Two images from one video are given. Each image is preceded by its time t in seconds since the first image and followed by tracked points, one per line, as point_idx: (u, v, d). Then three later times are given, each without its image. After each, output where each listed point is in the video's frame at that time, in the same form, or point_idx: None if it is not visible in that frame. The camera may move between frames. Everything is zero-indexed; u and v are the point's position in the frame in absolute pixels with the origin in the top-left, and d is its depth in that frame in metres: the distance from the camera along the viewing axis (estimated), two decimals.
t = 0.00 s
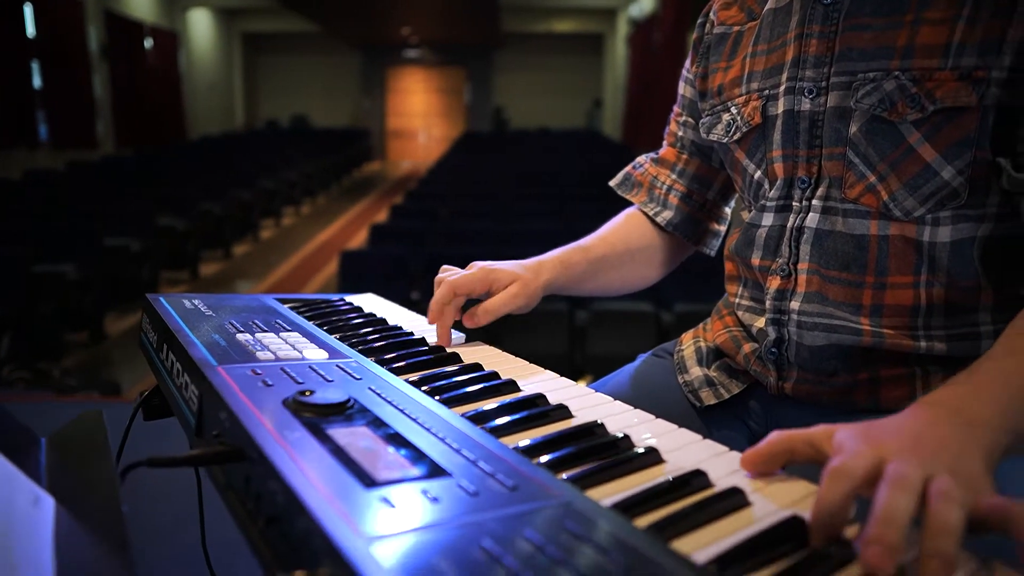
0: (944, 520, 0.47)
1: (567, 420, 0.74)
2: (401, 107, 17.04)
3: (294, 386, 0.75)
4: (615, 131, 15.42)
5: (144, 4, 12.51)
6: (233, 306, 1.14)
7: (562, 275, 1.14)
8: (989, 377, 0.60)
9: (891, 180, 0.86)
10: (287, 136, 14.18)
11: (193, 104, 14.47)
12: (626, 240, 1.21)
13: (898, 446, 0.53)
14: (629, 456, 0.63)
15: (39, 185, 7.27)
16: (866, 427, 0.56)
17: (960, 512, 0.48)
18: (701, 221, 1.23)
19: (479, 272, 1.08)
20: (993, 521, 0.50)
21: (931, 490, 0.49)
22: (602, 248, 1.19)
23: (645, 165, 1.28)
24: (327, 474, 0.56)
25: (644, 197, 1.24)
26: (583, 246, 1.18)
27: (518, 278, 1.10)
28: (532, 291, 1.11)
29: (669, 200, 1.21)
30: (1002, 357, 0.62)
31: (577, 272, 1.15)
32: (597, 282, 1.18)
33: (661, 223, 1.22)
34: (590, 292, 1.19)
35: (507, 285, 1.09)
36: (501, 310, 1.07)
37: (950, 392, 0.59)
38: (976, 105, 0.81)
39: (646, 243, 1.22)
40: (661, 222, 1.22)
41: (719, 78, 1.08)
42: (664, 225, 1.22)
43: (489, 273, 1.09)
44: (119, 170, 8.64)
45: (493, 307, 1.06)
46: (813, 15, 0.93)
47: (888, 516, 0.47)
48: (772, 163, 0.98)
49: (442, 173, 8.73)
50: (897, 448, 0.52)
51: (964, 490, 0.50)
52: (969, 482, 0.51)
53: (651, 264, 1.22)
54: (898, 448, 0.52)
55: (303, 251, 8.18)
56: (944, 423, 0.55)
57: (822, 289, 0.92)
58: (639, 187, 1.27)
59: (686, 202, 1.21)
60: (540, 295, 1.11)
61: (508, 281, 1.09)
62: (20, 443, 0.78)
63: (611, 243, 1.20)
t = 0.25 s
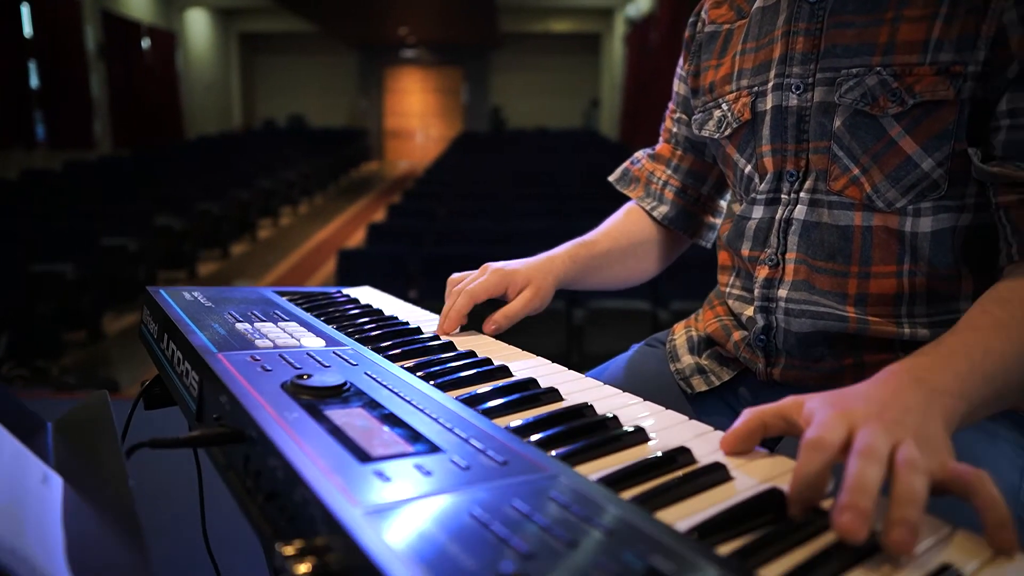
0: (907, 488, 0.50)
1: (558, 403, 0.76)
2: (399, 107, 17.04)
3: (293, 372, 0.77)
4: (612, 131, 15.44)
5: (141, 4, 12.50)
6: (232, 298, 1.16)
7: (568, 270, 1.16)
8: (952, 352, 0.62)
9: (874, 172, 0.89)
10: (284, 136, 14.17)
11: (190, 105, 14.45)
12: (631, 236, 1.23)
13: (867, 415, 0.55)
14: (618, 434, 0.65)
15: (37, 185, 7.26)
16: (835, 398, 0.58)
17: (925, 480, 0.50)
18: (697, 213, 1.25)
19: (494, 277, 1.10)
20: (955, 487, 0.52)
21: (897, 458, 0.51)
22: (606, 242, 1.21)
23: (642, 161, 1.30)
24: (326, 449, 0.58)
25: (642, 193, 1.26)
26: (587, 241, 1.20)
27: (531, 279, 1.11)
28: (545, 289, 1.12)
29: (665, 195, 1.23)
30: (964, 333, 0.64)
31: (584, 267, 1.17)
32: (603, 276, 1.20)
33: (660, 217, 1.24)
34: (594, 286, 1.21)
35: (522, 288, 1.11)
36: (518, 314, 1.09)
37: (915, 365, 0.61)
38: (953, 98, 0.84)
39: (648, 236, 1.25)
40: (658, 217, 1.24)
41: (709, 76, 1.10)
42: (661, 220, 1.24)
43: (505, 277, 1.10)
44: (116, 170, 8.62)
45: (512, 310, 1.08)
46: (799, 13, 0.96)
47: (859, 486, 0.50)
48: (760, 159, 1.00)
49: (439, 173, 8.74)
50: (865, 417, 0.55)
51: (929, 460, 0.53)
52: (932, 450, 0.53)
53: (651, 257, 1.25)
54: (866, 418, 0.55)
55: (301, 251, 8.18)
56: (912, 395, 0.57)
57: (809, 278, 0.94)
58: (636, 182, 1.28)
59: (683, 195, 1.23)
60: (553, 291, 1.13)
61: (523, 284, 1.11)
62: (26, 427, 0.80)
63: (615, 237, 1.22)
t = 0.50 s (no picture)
0: (889, 476, 0.51)
1: (554, 394, 0.78)
2: (397, 106, 17.04)
3: (298, 364, 0.79)
4: (609, 131, 15.45)
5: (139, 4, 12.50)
6: (235, 294, 1.18)
7: (561, 268, 1.19)
8: (939, 345, 0.64)
9: (863, 169, 0.91)
10: (282, 136, 14.17)
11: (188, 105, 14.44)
12: (625, 235, 1.26)
13: (854, 407, 0.57)
14: (613, 423, 0.67)
15: (35, 185, 7.26)
16: (825, 395, 0.60)
17: (907, 469, 0.52)
18: (691, 209, 1.27)
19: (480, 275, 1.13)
20: (937, 474, 0.54)
21: (883, 449, 0.53)
22: (600, 242, 1.24)
23: (637, 159, 1.32)
24: (330, 436, 0.60)
25: (638, 188, 1.28)
26: (581, 241, 1.23)
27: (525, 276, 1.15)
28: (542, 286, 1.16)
29: (661, 190, 1.26)
30: (951, 328, 0.66)
31: (578, 266, 1.20)
32: (598, 275, 1.23)
33: (655, 214, 1.26)
34: (586, 285, 1.23)
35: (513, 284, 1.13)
36: (515, 300, 1.11)
37: (903, 360, 0.63)
38: (938, 96, 0.86)
39: (643, 235, 1.27)
40: (654, 213, 1.26)
41: (704, 75, 1.12)
42: (655, 216, 1.26)
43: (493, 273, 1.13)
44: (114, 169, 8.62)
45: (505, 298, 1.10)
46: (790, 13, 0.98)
47: (845, 471, 0.52)
48: (753, 155, 1.02)
49: (437, 172, 8.75)
50: (852, 410, 0.57)
51: (911, 450, 0.55)
52: (915, 441, 0.56)
53: (644, 257, 1.27)
54: (853, 410, 0.57)
55: (299, 250, 8.18)
56: (899, 387, 0.59)
57: (800, 272, 0.96)
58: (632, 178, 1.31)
59: (679, 191, 1.25)
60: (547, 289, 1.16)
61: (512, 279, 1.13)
62: (38, 417, 0.81)
63: (608, 237, 1.25)
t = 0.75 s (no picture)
0: (892, 463, 0.51)
1: (555, 385, 0.79)
2: (394, 106, 17.03)
3: (302, 356, 0.80)
4: (607, 130, 15.47)
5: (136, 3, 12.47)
6: (238, 289, 1.18)
7: (556, 259, 1.19)
8: (943, 337, 0.65)
9: (862, 165, 0.92)
10: (280, 135, 14.16)
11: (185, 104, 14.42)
12: (619, 227, 1.26)
13: (858, 397, 0.57)
14: (614, 415, 0.68)
15: (31, 184, 7.24)
16: (834, 385, 0.61)
17: (914, 457, 0.52)
18: (686, 204, 1.28)
19: (480, 259, 1.12)
20: (944, 462, 0.54)
21: (885, 436, 0.54)
22: (595, 234, 1.24)
23: (633, 151, 1.33)
24: (337, 425, 0.60)
25: (633, 180, 1.29)
26: (576, 232, 1.23)
27: (516, 266, 1.14)
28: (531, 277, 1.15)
29: (657, 183, 1.27)
30: (956, 320, 0.67)
31: (573, 257, 1.20)
32: (591, 267, 1.23)
33: (650, 206, 1.27)
34: (582, 276, 1.24)
35: (507, 274, 1.13)
36: (499, 298, 1.10)
37: (909, 353, 0.64)
38: (936, 93, 0.87)
39: (638, 228, 1.28)
40: (648, 206, 1.27)
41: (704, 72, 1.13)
42: (651, 208, 1.27)
43: (490, 261, 1.13)
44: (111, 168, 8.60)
45: (492, 296, 1.09)
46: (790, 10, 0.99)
47: (846, 457, 0.52)
48: (753, 151, 1.03)
49: (435, 171, 8.76)
50: (857, 398, 0.57)
51: (917, 437, 0.55)
52: (918, 430, 0.56)
53: (643, 248, 1.28)
54: (859, 400, 0.57)
55: (297, 250, 8.17)
56: (907, 379, 0.59)
57: (799, 267, 0.97)
58: (628, 171, 1.32)
59: (674, 184, 1.26)
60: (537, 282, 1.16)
61: (507, 269, 1.13)
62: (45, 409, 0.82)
63: (603, 228, 1.25)
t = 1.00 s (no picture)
0: (896, 457, 0.52)
1: (558, 379, 0.80)
2: (392, 106, 17.03)
3: (309, 351, 0.81)
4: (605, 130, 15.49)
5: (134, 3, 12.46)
6: (242, 286, 1.20)
7: (559, 247, 1.20)
8: (950, 338, 0.66)
9: (863, 162, 0.93)
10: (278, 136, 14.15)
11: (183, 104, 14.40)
12: (622, 218, 1.27)
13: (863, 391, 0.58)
14: (617, 408, 0.69)
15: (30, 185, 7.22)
16: (841, 385, 0.62)
17: (918, 449, 0.53)
18: (686, 202, 1.30)
19: (494, 258, 1.12)
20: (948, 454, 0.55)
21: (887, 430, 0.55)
22: (598, 221, 1.25)
23: (634, 149, 1.34)
24: (347, 417, 0.61)
25: (633, 178, 1.31)
26: (579, 221, 1.24)
27: (531, 253, 1.15)
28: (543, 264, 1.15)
29: (656, 181, 1.28)
30: (964, 321, 0.68)
31: (576, 242, 1.21)
32: (592, 254, 1.24)
33: (649, 203, 1.29)
34: (583, 265, 1.25)
35: (523, 262, 1.14)
36: (526, 286, 1.11)
37: (915, 351, 0.65)
38: (938, 90, 0.88)
39: (639, 222, 1.29)
40: (648, 203, 1.29)
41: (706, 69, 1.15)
42: (650, 206, 1.29)
43: (506, 256, 1.13)
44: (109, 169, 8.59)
45: (520, 284, 1.11)
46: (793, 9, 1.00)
47: (848, 447, 0.53)
48: (754, 148, 1.04)
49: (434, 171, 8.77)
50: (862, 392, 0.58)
51: (921, 433, 0.56)
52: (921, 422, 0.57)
53: (644, 239, 1.29)
54: (865, 397, 0.58)
55: (296, 250, 8.17)
56: (913, 377, 0.61)
57: (799, 263, 0.98)
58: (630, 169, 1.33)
59: (673, 181, 1.28)
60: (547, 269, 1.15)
61: (524, 259, 1.14)
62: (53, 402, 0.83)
63: (606, 218, 1.26)
